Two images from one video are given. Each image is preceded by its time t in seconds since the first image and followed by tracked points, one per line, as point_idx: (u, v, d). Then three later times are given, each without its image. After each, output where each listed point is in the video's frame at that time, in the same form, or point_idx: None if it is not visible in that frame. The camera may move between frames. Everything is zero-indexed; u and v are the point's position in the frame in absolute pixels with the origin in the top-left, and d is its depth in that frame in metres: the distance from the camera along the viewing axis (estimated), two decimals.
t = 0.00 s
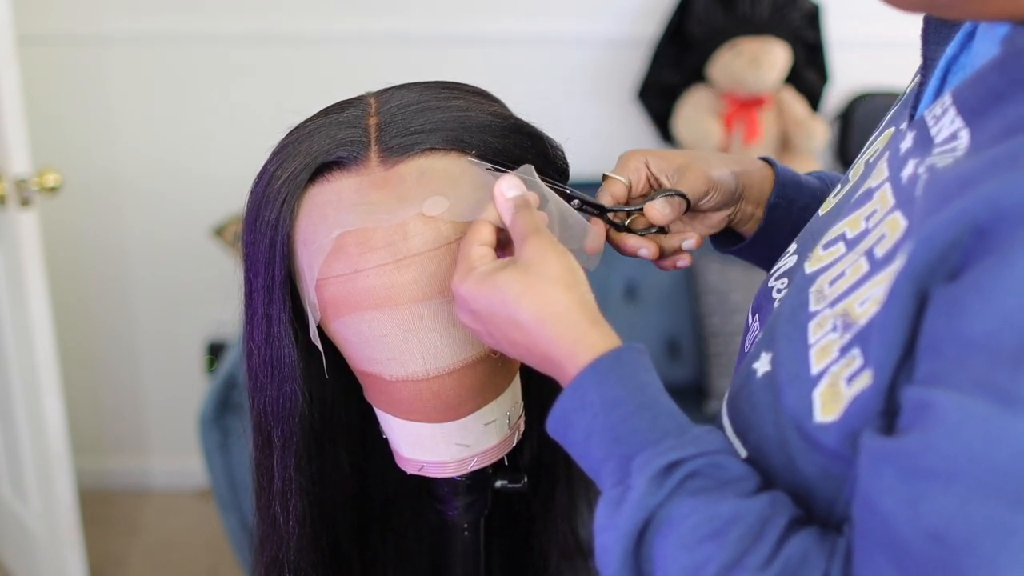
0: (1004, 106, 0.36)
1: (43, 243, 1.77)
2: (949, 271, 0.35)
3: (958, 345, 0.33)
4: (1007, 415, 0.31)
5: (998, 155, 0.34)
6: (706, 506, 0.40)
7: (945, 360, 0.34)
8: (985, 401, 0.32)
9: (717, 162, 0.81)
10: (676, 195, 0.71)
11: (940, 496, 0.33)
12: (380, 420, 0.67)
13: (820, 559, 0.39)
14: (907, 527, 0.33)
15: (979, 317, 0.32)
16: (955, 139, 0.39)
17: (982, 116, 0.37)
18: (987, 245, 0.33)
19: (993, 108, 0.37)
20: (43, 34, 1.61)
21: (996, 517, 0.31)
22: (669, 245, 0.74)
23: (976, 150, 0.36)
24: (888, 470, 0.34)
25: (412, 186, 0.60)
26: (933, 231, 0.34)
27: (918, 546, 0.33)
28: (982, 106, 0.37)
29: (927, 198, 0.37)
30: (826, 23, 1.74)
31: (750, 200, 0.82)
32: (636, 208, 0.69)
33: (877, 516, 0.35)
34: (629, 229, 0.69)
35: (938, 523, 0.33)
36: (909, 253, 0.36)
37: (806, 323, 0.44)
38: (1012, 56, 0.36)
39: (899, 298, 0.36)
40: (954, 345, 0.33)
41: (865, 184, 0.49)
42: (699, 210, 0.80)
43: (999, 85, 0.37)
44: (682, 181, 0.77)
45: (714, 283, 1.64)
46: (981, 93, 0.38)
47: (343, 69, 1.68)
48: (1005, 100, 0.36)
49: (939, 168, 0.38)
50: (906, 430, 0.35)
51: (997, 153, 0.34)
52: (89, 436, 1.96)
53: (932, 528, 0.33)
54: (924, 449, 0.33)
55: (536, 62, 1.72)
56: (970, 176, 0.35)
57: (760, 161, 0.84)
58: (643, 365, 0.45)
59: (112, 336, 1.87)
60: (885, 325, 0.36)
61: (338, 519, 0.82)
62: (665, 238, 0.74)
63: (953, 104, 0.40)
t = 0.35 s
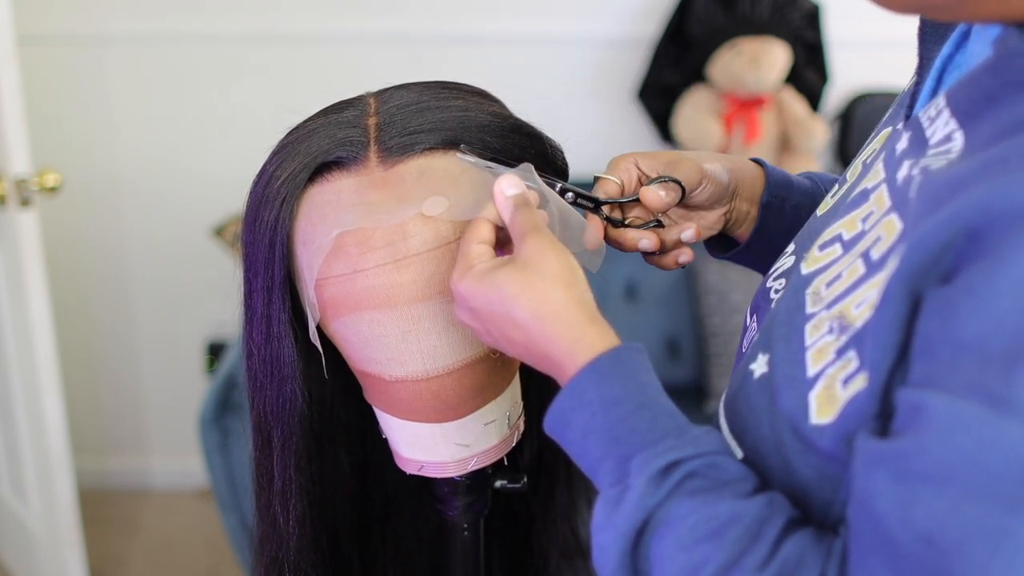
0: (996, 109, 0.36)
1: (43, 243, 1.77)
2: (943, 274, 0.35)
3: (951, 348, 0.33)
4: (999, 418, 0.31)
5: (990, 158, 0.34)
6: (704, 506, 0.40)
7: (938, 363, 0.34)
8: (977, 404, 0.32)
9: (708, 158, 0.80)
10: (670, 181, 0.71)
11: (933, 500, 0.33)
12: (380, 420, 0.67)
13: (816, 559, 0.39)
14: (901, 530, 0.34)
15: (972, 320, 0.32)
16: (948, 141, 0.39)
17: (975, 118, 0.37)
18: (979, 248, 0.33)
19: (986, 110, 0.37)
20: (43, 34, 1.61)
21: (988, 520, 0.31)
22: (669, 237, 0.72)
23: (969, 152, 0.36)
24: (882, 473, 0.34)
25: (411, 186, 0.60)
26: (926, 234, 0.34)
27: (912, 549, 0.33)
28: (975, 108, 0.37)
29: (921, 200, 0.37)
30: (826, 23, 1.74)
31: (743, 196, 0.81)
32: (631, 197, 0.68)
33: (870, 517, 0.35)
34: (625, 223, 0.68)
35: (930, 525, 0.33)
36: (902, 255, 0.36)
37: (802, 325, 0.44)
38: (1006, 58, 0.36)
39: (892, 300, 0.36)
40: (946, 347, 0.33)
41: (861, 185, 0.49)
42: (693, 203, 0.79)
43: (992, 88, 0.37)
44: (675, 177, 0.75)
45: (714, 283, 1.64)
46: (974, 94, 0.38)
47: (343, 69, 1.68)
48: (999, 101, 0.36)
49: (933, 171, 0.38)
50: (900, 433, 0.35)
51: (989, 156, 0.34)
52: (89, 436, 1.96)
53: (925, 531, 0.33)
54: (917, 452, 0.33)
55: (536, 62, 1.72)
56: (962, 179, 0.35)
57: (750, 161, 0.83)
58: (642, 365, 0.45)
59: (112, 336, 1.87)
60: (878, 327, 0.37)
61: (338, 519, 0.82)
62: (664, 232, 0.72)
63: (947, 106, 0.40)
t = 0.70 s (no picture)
0: (989, 109, 0.36)
1: (43, 243, 1.77)
2: (936, 275, 0.35)
3: (944, 349, 0.33)
4: (990, 419, 0.31)
5: (983, 159, 0.34)
6: (699, 506, 0.40)
7: (932, 363, 0.34)
8: (967, 405, 0.32)
9: (699, 113, 0.77)
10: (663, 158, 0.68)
11: (924, 501, 0.33)
12: (380, 419, 0.67)
13: (810, 560, 0.39)
14: (893, 530, 0.34)
15: (964, 321, 0.32)
16: (943, 141, 0.39)
17: (970, 117, 0.37)
18: (972, 248, 0.33)
19: (980, 110, 0.37)
20: (43, 34, 1.61)
21: (977, 521, 0.31)
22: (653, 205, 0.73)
23: (963, 153, 0.36)
24: (876, 473, 0.34)
25: (411, 185, 0.60)
26: (919, 235, 0.34)
27: (902, 549, 0.33)
28: (968, 109, 0.37)
29: (914, 201, 0.37)
30: (826, 23, 1.74)
31: (730, 150, 0.78)
32: (619, 176, 0.66)
33: (863, 517, 0.35)
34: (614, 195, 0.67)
35: (921, 527, 0.33)
36: (895, 255, 0.36)
37: (799, 326, 0.44)
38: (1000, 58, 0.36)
39: (885, 301, 0.36)
40: (939, 348, 0.33)
41: (859, 183, 0.49)
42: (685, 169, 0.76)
43: (986, 88, 0.37)
44: (665, 140, 0.73)
45: (714, 283, 1.64)
46: (967, 95, 0.38)
47: (344, 69, 1.68)
48: (993, 101, 0.36)
49: (927, 171, 0.38)
50: (893, 434, 0.35)
51: (981, 157, 0.34)
52: (89, 436, 1.96)
53: (915, 531, 0.33)
54: (910, 453, 0.33)
55: (535, 62, 1.72)
56: (956, 180, 0.35)
57: (739, 110, 0.80)
58: (640, 364, 0.45)
59: (112, 336, 1.87)
60: (872, 328, 0.37)
61: (338, 518, 0.82)
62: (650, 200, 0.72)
63: (942, 106, 0.40)
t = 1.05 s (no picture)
0: (986, 110, 0.36)
1: (43, 243, 1.77)
2: (933, 276, 0.35)
3: (940, 352, 0.33)
4: (987, 422, 0.31)
5: (979, 161, 0.34)
6: (699, 506, 0.40)
7: (927, 364, 0.34)
8: (963, 409, 0.32)
9: (696, 86, 0.76)
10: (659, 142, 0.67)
11: (920, 503, 0.33)
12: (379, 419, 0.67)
13: (809, 560, 0.39)
14: (889, 532, 0.34)
15: (961, 324, 0.32)
16: (938, 140, 0.39)
17: (966, 117, 0.37)
18: (968, 251, 0.33)
19: (976, 109, 0.37)
20: (43, 34, 1.61)
21: (975, 523, 0.31)
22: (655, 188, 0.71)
23: (959, 154, 0.36)
24: (872, 475, 0.34)
25: (411, 184, 0.60)
26: (916, 238, 0.34)
27: (898, 552, 0.33)
28: (965, 108, 0.37)
29: (910, 202, 0.37)
30: (826, 22, 1.74)
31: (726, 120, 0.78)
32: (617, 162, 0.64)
33: (859, 517, 0.35)
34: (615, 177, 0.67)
35: (917, 529, 0.33)
36: (890, 257, 0.36)
37: (795, 324, 0.44)
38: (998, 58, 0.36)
39: (882, 302, 0.36)
40: (935, 351, 0.33)
41: (855, 175, 0.49)
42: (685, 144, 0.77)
43: (982, 89, 0.37)
44: (661, 117, 0.73)
45: (714, 283, 1.64)
46: (963, 93, 0.38)
47: (344, 69, 1.68)
48: (988, 102, 0.36)
49: (922, 170, 0.38)
50: (889, 436, 0.35)
51: (979, 159, 0.34)
52: (89, 436, 1.96)
53: (912, 534, 0.33)
54: (906, 456, 0.33)
55: (535, 62, 1.72)
56: (952, 183, 0.35)
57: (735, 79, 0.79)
58: (640, 363, 0.44)
59: (111, 336, 1.87)
60: (868, 328, 0.37)
61: (338, 518, 0.82)
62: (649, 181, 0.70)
63: (936, 104, 0.40)
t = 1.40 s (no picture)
0: (986, 102, 0.36)
1: (43, 243, 1.77)
2: (933, 264, 0.35)
3: (938, 338, 0.33)
4: (982, 403, 0.31)
5: (984, 150, 0.34)
6: (683, 479, 0.40)
7: (924, 350, 0.34)
8: (958, 391, 0.32)
9: (741, 106, 0.77)
10: (707, 171, 0.68)
11: (912, 482, 0.32)
12: (377, 418, 0.67)
13: (795, 535, 0.39)
14: (878, 510, 0.33)
15: (961, 308, 0.32)
16: (938, 133, 0.38)
17: (966, 108, 0.37)
18: (971, 239, 0.33)
19: (976, 102, 0.37)
20: (43, 34, 1.61)
21: (964, 501, 0.31)
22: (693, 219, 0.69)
23: (960, 144, 0.36)
24: (866, 457, 0.35)
25: (407, 184, 0.60)
26: (918, 229, 0.35)
27: (885, 529, 0.33)
28: (965, 100, 0.37)
29: (910, 193, 0.37)
30: (826, 23, 1.74)
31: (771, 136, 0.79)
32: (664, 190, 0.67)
33: (848, 497, 0.35)
34: (657, 208, 0.68)
35: (904, 506, 0.32)
36: (895, 246, 0.36)
37: (792, 318, 0.44)
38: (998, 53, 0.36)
39: (884, 291, 0.36)
40: (933, 336, 0.33)
41: (853, 170, 0.49)
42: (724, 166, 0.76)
43: (982, 82, 0.37)
44: (705, 147, 0.73)
45: (714, 283, 1.64)
46: (963, 86, 0.38)
47: (344, 69, 1.68)
48: (988, 95, 0.36)
49: (922, 163, 0.38)
50: (884, 418, 0.35)
51: (982, 148, 0.34)
52: (89, 436, 1.96)
53: (901, 512, 0.32)
54: (900, 438, 0.33)
55: (535, 62, 1.72)
56: (954, 173, 0.35)
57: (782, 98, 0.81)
58: (620, 342, 0.44)
59: (112, 336, 1.87)
60: (869, 317, 0.37)
61: (337, 518, 0.82)
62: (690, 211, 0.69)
63: (935, 96, 0.40)
